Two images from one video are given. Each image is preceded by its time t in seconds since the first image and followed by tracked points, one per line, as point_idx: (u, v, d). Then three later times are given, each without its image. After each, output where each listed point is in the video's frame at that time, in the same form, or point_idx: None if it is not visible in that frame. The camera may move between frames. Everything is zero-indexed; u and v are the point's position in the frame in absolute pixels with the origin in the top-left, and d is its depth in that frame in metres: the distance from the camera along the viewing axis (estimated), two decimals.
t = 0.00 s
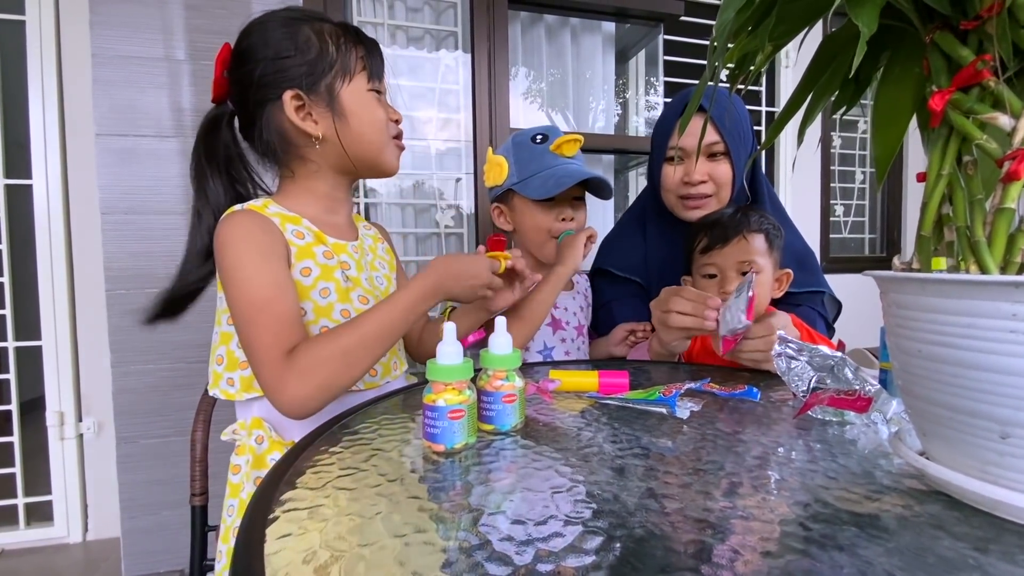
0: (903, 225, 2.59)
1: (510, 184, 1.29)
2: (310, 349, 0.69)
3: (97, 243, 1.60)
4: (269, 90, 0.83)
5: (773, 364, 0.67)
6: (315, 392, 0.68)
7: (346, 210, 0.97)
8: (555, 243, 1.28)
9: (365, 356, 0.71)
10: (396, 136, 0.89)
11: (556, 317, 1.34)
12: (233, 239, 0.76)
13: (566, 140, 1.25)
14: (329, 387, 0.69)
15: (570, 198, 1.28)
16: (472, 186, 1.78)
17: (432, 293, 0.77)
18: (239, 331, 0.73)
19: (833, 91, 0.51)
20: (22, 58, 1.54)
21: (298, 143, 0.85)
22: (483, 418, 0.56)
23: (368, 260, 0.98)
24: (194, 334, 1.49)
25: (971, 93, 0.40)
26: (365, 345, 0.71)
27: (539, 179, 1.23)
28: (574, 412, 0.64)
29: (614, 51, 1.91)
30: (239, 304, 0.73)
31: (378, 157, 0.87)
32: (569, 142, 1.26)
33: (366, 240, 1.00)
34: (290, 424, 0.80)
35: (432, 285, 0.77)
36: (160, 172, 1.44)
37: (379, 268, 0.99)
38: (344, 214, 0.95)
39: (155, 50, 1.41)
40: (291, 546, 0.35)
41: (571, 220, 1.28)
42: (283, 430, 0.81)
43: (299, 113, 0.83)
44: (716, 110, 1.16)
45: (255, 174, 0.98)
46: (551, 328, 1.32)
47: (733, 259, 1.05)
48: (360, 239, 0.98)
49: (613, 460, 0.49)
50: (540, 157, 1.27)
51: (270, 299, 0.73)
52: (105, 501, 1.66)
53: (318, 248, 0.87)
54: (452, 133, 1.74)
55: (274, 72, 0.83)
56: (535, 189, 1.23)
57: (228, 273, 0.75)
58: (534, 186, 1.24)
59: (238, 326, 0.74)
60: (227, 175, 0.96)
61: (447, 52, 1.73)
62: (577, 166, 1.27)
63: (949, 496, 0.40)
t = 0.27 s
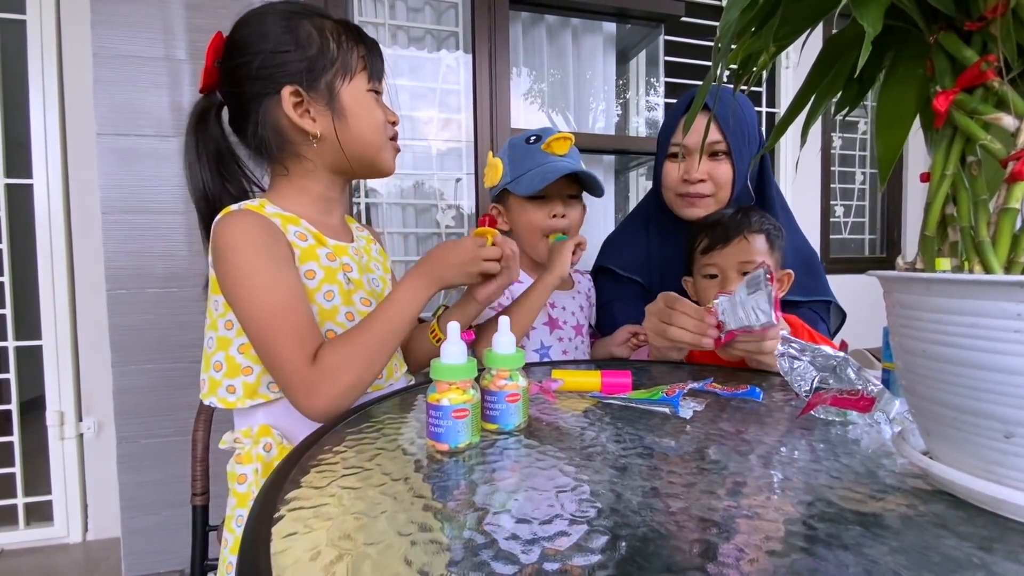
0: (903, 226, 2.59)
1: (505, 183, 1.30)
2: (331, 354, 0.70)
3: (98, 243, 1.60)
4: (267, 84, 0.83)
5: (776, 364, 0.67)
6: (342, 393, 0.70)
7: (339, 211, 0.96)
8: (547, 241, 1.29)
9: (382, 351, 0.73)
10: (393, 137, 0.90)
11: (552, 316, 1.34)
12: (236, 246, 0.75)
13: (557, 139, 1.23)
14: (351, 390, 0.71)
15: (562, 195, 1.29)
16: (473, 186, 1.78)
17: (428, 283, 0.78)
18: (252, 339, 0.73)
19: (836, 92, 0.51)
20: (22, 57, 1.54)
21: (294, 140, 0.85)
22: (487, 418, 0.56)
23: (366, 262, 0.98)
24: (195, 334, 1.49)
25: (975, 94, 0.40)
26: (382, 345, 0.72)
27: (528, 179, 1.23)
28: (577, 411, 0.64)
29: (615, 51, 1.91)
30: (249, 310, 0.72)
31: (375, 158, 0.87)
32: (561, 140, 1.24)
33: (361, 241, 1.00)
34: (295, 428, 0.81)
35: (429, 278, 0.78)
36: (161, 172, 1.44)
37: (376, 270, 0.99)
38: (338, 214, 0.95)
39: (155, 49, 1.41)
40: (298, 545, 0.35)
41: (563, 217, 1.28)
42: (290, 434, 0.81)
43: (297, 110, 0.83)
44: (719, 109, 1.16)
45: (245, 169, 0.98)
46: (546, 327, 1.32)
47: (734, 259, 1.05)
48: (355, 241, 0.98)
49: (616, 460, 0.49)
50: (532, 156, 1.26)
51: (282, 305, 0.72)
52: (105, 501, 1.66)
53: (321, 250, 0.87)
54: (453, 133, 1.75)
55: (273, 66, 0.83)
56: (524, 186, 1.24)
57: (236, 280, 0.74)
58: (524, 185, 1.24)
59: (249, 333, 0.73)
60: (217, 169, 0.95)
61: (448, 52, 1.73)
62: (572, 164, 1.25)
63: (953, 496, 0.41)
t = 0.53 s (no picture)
0: (904, 227, 2.59)
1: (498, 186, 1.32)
2: (336, 338, 0.73)
3: (99, 243, 1.60)
4: (260, 87, 0.84)
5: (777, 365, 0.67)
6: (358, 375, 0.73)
7: (332, 216, 0.96)
8: (536, 242, 1.30)
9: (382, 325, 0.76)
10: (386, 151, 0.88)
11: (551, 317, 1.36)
12: (234, 246, 0.75)
13: (546, 145, 1.25)
14: (358, 372, 0.74)
15: (551, 200, 1.29)
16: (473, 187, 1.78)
17: (398, 240, 0.81)
18: (262, 337, 0.74)
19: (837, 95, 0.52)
20: (23, 58, 1.54)
21: (283, 145, 0.85)
22: (489, 419, 0.57)
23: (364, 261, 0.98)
24: (196, 335, 1.49)
25: (976, 98, 0.40)
26: (378, 321, 0.75)
27: (516, 184, 1.25)
28: (578, 413, 0.64)
29: (615, 52, 1.91)
30: (255, 310, 0.73)
31: (359, 172, 0.86)
32: (551, 146, 1.25)
33: (356, 242, 1.00)
34: (301, 427, 0.82)
35: (394, 234, 0.81)
36: (162, 173, 1.44)
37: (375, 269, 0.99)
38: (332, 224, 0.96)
39: (156, 50, 1.41)
40: (302, 546, 0.36)
41: (549, 223, 1.29)
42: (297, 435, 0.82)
43: (284, 117, 0.83)
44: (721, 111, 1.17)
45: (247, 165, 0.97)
46: (545, 328, 1.34)
47: (735, 261, 1.05)
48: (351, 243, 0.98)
49: (618, 462, 0.50)
50: (523, 160, 1.27)
51: (286, 297, 0.73)
52: (105, 502, 1.67)
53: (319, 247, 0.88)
54: (454, 133, 1.75)
55: (267, 69, 0.83)
56: (511, 190, 1.26)
57: (240, 281, 0.74)
58: (512, 188, 1.26)
59: (257, 332, 0.74)
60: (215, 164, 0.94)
61: (449, 53, 1.73)
62: (562, 171, 1.26)
63: (954, 498, 0.41)
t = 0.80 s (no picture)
0: (904, 228, 2.60)
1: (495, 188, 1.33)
2: (311, 337, 0.72)
3: (100, 243, 1.60)
4: (249, 98, 0.86)
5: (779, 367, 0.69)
6: (332, 378, 0.72)
7: (337, 218, 0.96)
8: (529, 245, 1.31)
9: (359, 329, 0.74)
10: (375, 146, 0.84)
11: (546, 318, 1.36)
12: (225, 245, 0.76)
13: (541, 150, 1.24)
14: (336, 374, 0.72)
15: (545, 204, 1.30)
16: (474, 187, 1.78)
17: (379, 241, 0.78)
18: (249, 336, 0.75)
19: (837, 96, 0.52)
20: (24, 58, 1.54)
21: (275, 153, 0.87)
22: (490, 419, 0.57)
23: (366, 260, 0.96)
24: (197, 335, 1.49)
25: (975, 99, 0.41)
26: (355, 321, 0.74)
27: (508, 188, 1.26)
28: (579, 413, 0.64)
29: (616, 53, 1.92)
30: (240, 308, 0.74)
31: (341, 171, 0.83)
32: (546, 151, 1.24)
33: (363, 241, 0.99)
34: (294, 428, 0.81)
35: (359, 227, 0.79)
36: (162, 173, 1.44)
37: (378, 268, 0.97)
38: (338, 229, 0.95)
39: (157, 51, 1.42)
40: (303, 545, 0.36)
41: (542, 226, 1.30)
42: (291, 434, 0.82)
43: (267, 125, 0.84)
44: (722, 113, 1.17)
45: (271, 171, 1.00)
46: (540, 330, 1.35)
47: (736, 262, 1.05)
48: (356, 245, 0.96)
49: (619, 462, 0.50)
50: (517, 163, 1.28)
51: (269, 296, 0.74)
52: (106, 502, 1.67)
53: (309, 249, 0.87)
54: (454, 134, 1.75)
55: (255, 81, 0.85)
56: (505, 194, 1.26)
57: (228, 280, 0.76)
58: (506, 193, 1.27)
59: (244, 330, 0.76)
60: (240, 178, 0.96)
61: (449, 54, 1.73)
62: (556, 177, 1.25)
63: (953, 498, 0.41)
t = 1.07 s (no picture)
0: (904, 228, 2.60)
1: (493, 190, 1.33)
2: (269, 354, 0.73)
3: (100, 244, 1.61)
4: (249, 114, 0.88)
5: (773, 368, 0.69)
6: (281, 398, 0.73)
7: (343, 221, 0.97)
8: (526, 245, 1.32)
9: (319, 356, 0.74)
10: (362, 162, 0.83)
11: (540, 319, 1.36)
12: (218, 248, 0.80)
13: (541, 150, 1.25)
14: (288, 392, 0.73)
15: (544, 205, 1.30)
16: (473, 188, 1.78)
17: (349, 270, 0.78)
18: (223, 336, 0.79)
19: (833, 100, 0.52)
20: (25, 59, 1.54)
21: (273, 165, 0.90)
22: (488, 421, 0.57)
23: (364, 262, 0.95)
24: (197, 336, 1.49)
25: (970, 104, 0.41)
26: (313, 342, 0.74)
27: (507, 188, 1.26)
28: (576, 415, 0.65)
29: (615, 54, 1.92)
30: (218, 309, 0.78)
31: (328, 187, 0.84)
32: (546, 152, 1.25)
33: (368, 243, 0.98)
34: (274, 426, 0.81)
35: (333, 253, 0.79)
36: (162, 175, 1.44)
37: (376, 270, 0.96)
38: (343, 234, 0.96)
39: (157, 52, 1.42)
40: (298, 546, 0.36)
41: (540, 226, 1.30)
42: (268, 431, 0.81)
43: (262, 140, 0.87)
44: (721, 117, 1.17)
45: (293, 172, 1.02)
46: (534, 331, 1.35)
47: (737, 264, 1.06)
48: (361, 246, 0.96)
49: (616, 464, 0.50)
50: (517, 164, 1.28)
51: (241, 305, 0.77)
52: (106, 502, 1.67)
53: (291, 256, 0.86)
54: (454, 135, 1.75)
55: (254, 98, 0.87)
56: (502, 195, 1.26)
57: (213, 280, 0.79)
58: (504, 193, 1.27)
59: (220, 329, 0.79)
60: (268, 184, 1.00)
61: (449, 55, 1.73)
62: (555, 178, 1.26)
63: (948, 500, 0.41)
